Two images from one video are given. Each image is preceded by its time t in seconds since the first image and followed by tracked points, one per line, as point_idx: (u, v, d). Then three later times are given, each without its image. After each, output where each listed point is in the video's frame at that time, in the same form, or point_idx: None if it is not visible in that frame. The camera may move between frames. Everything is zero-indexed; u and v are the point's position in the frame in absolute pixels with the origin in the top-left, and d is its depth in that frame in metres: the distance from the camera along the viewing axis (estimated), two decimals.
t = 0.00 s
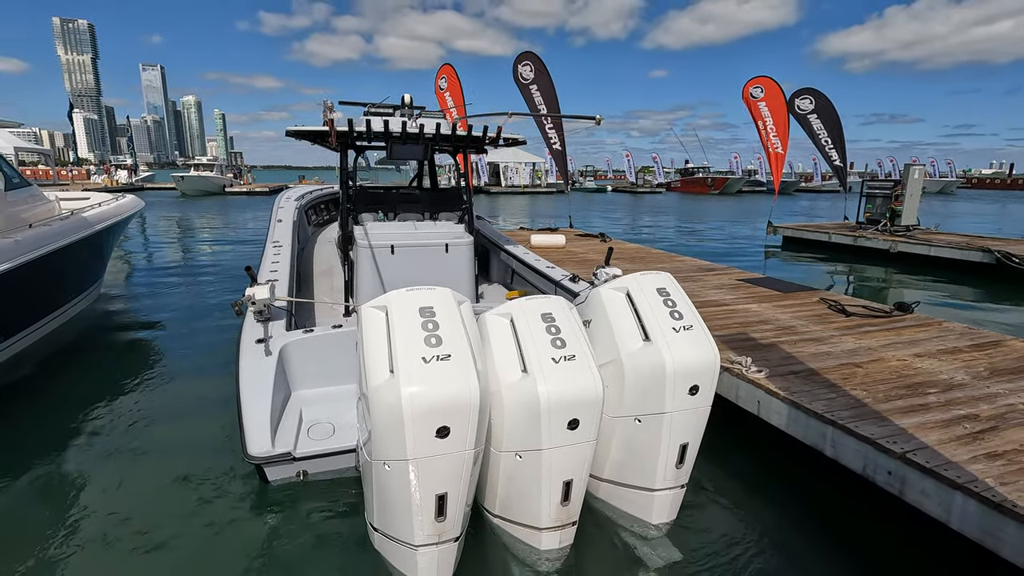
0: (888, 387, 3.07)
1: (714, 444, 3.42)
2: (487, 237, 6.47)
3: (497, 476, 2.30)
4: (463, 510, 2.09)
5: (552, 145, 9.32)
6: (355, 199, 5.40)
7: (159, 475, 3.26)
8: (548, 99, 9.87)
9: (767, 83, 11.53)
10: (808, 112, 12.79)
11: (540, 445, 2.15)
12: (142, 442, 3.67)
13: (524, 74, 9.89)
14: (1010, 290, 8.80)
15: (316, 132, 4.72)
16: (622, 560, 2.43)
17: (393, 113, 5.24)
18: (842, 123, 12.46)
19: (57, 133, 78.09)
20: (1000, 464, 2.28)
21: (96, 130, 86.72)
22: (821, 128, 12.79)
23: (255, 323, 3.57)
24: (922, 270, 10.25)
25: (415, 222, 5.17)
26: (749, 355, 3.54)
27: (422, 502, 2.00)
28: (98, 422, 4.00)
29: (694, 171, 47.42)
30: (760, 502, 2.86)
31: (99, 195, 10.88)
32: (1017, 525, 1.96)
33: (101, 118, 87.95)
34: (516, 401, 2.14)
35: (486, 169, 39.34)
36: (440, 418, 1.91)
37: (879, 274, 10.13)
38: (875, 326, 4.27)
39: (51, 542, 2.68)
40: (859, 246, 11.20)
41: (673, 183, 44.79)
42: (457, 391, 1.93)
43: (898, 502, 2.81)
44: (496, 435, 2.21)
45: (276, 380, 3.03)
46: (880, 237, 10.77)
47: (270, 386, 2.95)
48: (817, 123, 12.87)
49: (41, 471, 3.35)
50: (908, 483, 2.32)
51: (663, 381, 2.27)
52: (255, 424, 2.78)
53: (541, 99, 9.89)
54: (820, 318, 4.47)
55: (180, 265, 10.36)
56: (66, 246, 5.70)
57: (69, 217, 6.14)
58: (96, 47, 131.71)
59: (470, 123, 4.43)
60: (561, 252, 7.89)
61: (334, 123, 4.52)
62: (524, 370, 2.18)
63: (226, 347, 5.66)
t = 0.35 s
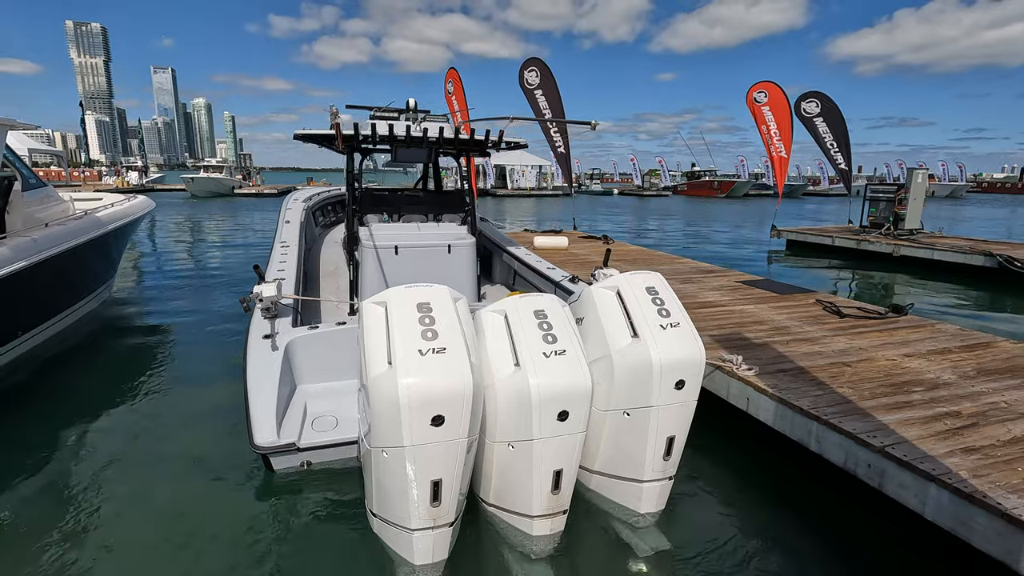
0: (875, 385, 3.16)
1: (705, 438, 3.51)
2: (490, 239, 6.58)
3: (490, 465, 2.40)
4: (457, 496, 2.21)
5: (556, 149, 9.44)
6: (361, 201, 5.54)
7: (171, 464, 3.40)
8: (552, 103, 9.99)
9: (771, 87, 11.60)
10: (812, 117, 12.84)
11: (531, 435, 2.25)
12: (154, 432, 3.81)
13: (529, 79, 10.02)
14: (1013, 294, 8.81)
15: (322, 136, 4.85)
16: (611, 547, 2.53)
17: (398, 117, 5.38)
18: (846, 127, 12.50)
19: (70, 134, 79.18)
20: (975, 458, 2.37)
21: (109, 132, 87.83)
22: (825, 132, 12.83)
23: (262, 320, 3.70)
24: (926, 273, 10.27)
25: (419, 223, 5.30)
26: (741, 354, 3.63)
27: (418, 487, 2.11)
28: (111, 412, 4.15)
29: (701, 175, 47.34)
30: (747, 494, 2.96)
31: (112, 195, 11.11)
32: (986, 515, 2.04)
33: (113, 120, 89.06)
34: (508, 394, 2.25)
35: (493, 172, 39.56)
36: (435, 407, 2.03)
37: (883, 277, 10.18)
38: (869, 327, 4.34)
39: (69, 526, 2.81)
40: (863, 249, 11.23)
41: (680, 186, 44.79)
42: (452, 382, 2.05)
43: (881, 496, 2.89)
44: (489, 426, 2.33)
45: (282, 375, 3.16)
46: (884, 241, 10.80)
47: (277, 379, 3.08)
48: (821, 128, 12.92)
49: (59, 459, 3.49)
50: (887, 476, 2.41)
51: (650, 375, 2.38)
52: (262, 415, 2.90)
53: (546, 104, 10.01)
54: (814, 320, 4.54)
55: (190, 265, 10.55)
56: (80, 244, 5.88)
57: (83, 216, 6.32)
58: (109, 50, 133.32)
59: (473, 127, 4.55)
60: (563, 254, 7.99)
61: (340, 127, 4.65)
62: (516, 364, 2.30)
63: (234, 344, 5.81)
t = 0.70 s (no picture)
0: (865, 385, 3.22)
1: (699, 437, 3.58)
2: (491, 241, 6.68)
3: (487, 460, 2.49)
4: (454, 488, 2.29)
5: (559, 152, 9.53)
6: (364, 203, 5.64)
7: (178, 461, 3.49)
8: (554, 107, 10.09)
9: (772, 91, 11.67)
10: (814, 120, 12.89)
11: (526, 430, 2.34)
12: (161, 430, 3.91)
13: (532, 83, 10.14)
14: (1013, 298, 8.83)
15: (327, 140, 4.97)
16: (605, 540, 2.61)
17: (400, 122, 5.49)
18: (847, 130, 12.55)
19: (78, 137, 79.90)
20: (958, 454, 2.44)
21: (116, 135, 88.56)
22: (827, 136, 12.89)
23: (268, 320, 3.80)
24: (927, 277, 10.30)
25: (421, 226, 5.40)
26: (734, 355, 3.70)
27: (416, 480, 2.20)
28: (120, 411, 4.25)
29: (705, 178, 47.36)
30: (738, 491, 3.03)
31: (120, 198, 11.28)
32: (966, 508, 2.11)
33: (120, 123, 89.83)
34: (503, 390, 2.33)
35: (496, 175, 39.70)
36: (432, 402, 2.11)
37: (884, 282, 10.08)
38: (863, 328, 4.41)
39: (80, 521, 2.91)
40: (864, 252, 11.26)
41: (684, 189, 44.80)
42: (449, 379, 2.13)
43: (870, 494, 2.95)
44: (486, 421, 2.41)
45: (287, 372, 3.25)
46: (885, 244, 10.84)
47: (282, 376, 3.18)
48: (823, 131, 12.97)
49: (69, 456, 3.58)
50: (872, 471, 2.48)
51: (641, 373, 2.46)
52: (267, 411, 3.00)
53: (548, 107, 10.11)
54: (810, 321, 4.61)
55: (196, 267, 10.69)
56: (89, 246, 6.01)
57: (92, 218, 6.45)
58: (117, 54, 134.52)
59: (474, 131, 4.65)
60: (565, 256, 8.07)
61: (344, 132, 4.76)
62: (512, 361, 2.38)
63: (239, 343, 5.91)
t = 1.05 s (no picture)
0: (857, 388, 3.27)
1: (694, 439, 3.62)
2: (489, 245, 6.72)
3: (484, 462, 2.52)
4: (451, 490, 2.32)
5: (557, 156, 9.59)
6: (363, 207, 5.69)
7: (178, 463, 3.54)
8: (552, 110, 10.16)
9: (769, 95, 11.75)
10: (810, 124, 12.99)
11: (522, 432, 2.37)
12: (163, 434, 3.95)
13: (531, 88, 10.21)
14: (1008, 301, 8.89)
15: (326, 145, 5.01)
16: (602, 540, 2.64)
17: (399, 126, 5.55)
18: (844, 134, 12.63)
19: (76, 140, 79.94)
20: (946, 456, 2.48)
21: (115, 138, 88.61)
22: (824, 140, 12.96)
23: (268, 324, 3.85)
24: (923, 280, 10.37)
25: (420, 229, 5.45)
26: (729, 358, 3.74)
27: (414, 481, 2.23)
28: (121, 415, 4.28)
29: (702, 181, 47.50)
30: (733, 493, 3.06)
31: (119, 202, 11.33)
32: (954, 508, 2.15)
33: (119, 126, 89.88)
34: (500, 393, 2.37)
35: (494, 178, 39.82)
36: (430, 405, 2.15)
37: (880, 286, 10.10)
38: (857, 331, 4.46)
39: (85, 523, 2.95)
40: (860, 256, 11.33)
41: (682, 193, 44.96)
42: (446, 382, 2.17)
43: (861, 496, 2.99)
44: (483, 423, 2.44)
45: (286, 375, 3.29)
46: (880, 247, 10.91)
47: (281, 379, 3.22)
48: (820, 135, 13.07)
49: (71, 459, 3.63)
50: (863, 472, 2.52)
51: (635, 375, 2.49)
52: (266, 414, 3.03)
53: (546, 111, 10.18)
54: (804, 325, 4.65)
55: (195, 271, 10.73)
56: (89, 250, 6.05)
57: (92, 222, 6.50)
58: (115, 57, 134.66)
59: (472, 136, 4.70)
60: (562, 260, 8.11)
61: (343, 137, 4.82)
62: (508, 364, 2.42)
63: (239, 347, 5.95)
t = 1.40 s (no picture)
0: (816, 389, 3.40)
1: (662, 442, 3.70)
2: (461, 252, 6.73)
3: (455, 470, 2.53)
4: (422, 498, 2.33)
5: (530, 162, 9.66)
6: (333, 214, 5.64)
7: (140, 474, 3.45)
8: (525, 116, 10.23)
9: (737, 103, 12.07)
10: (775, 131, 13.39)
11: (492, 440, 2.40)
12: (127, 444, 3.84)
13: (504, 93, 10.26)
14: (959, 303, 9.33)
15: (295, 152, 4.96)
16: (573, 545, 2.68)
17: (369, 133, 5.53)
18: (807, 141, 13.06)
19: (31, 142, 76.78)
20: (898, 453, 2.60)
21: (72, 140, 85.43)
22: (788, 147, 13.37)
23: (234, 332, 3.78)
24: (881, 283, 10.79)
25: (391, 236, 5.43)
26: (694, 362, 3.84)
27: (384, 491, 2.23)
28: (79, 427, 4.14)
29: (672, 187, 48.43)
30: (698, 494, 3.14)
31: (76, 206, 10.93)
32: (904, 504, 2.26)
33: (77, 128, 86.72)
34: (470, 401, 2.39)
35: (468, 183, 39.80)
36: (400, 414, 2.16)
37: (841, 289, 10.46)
38: (817, 334, 4.63)
39: (40, 539, 2.85)
40: (822, 260, 11.72)
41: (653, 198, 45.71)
42: (416, 391, 2.18)
43: (819, 493, 3.11)
44: (453, 431, 2.46)
45: (254, 386, 3.24)
46: (841, 251, 11.31)
47: (248, 389, 3.17)
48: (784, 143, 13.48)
49: (25, 472, 3.50)
50: (821, 471, 2.62)
51: (602, 382, 2.55)
52: (233, 426, 2.98)
53: (520, 117, 10.24)
54: (768, 328, 4.80)
55: (158, 278, 10.43)
56: (45, 258, 5.83)
57: (49, 229, 6.27)
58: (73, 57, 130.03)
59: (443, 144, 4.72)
60: (534, 265, 8.17)
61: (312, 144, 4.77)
62: (478, 372, 2.44)
63: (204, 356, 5.81)
